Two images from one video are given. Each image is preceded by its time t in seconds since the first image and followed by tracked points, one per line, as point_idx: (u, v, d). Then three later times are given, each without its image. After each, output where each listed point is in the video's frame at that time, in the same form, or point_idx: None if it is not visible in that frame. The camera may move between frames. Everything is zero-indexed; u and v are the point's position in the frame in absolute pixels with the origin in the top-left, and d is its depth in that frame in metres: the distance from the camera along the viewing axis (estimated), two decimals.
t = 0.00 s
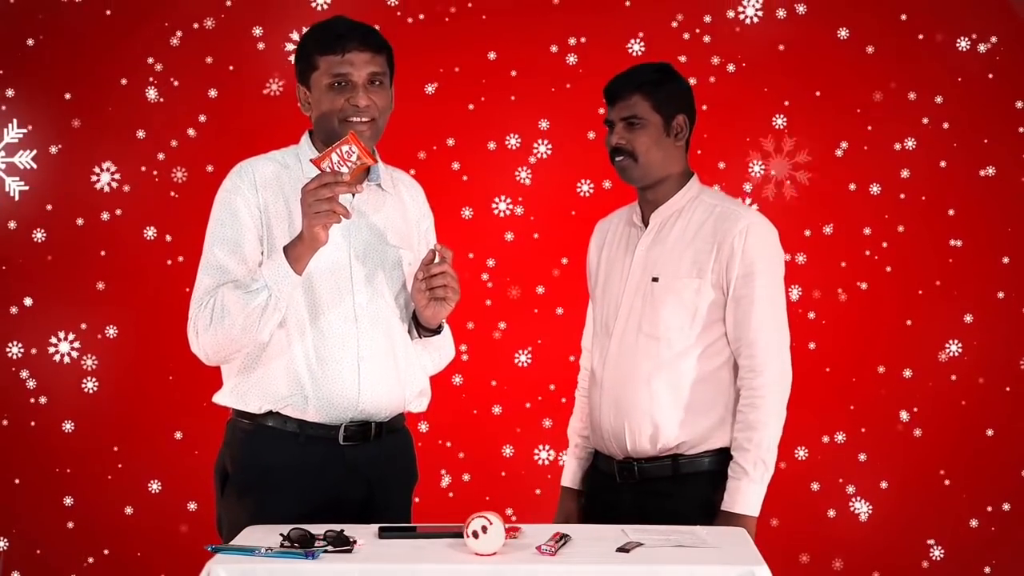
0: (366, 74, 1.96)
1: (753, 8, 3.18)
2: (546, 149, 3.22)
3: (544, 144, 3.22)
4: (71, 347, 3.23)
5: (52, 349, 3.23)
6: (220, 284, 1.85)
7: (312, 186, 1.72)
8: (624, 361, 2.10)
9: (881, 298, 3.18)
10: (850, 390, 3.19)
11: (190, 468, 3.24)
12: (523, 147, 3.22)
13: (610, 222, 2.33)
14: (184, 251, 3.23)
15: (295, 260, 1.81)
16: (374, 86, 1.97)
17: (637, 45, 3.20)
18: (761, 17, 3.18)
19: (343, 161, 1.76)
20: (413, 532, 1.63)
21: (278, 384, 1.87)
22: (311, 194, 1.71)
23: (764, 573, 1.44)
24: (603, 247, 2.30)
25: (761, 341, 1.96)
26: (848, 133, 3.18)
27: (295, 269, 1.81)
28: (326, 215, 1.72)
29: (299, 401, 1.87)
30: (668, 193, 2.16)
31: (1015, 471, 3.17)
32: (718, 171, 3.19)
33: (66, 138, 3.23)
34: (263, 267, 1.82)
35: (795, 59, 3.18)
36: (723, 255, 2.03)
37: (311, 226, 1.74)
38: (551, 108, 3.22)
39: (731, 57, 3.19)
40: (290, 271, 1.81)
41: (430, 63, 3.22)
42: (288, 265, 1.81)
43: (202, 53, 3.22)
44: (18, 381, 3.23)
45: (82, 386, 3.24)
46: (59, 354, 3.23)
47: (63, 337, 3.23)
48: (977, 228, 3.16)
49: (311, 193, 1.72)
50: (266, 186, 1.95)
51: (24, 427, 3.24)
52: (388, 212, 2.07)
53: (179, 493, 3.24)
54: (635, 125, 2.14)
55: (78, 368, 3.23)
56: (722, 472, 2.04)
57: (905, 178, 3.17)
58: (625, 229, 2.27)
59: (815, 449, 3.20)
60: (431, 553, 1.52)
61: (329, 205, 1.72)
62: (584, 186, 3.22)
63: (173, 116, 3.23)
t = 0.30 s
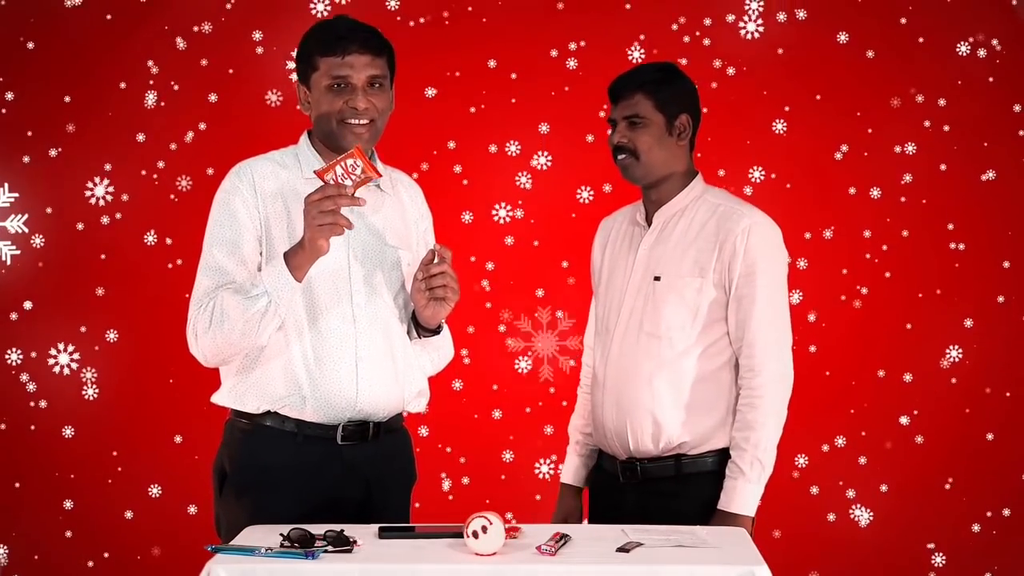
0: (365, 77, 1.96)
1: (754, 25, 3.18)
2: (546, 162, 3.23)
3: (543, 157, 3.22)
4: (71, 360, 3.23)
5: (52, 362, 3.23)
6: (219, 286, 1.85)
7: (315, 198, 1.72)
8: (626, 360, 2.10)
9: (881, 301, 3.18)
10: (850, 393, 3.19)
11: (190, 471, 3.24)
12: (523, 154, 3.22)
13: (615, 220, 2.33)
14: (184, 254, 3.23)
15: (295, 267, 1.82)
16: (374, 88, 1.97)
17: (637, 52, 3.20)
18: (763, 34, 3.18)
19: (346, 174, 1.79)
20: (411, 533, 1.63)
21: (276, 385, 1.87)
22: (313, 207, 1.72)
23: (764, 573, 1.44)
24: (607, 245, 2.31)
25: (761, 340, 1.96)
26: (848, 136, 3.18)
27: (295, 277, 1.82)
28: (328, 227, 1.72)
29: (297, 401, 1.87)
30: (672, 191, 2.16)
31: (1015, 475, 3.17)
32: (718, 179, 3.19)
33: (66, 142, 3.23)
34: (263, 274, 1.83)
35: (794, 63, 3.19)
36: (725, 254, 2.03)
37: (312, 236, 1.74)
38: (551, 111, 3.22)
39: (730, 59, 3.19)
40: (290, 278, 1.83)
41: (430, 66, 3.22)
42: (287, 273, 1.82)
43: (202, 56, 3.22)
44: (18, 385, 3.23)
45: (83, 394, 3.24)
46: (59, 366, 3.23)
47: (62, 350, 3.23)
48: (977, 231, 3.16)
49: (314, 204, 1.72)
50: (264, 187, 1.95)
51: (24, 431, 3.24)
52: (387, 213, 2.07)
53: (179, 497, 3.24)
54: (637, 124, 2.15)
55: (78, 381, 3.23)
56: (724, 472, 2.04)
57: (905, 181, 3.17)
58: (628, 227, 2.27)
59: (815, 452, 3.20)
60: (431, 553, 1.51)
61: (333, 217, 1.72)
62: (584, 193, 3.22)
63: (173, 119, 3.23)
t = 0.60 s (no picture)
0: (363, 77, 1.96)
1: (755, 43, 3.19)
2: (546, 176, 3.23)
3: (544, 171, 3.23)
4: (70, 374, 3.23)
5: (52, 376, 3.23)
6: (218, 291, 1.85)
7: (323, 214, 1.74)
8: (633, 360, 2.10)
9: (881, 306, 3.18)
10: (851, 397, 3.19)
11: (190, 476, 3.24)
12: (523, 163, 3.23)
13: (624, 218, 2.33)
14: (184, 258, 3.23)
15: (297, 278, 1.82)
16: (371, 88, 1.97)
17: (637, 61, 3.21)
18: (763, 54, 3.19)
19: (355, 192, 1.86)
20: (409, 532, 1.63)
21: (274, 385, 1.87)
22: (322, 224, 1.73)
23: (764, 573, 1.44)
24: (616, 244, 2.31)
25: (769, 343, 1.95)
26: (848, 140, 3.19)
27: (297, 289, 1.83)
28: (335, 244, 1.75)
29: (296, 402, 1.87)
30: (682, 192, 2.16)
31: (1015, 479, 3.17)
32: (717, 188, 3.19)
33: (66, 146, 3.23)
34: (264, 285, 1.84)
35: (794, 67, 3.19)
36: (732, 256, 2.03)
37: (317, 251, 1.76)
38: (551, 116, 3.22)
39: (729, 63, 3.19)
40: (293, 290, 1.83)
41: (430, 71, 3.23)
42: (292, 285, 1.83)
43: (202, 60, 3.23)
44: (18, 390, 3.23)
45: (82, 401, 3.24)
46: (58, 381, 3.23)
47: (62, 363, 3.23)
48: (977, 236, 3.17)
49: (322, 221, 1.74)
50: (262, 187, 1.94)
51: (24, 435, 3.24)
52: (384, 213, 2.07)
53: (179, 501, 3.24)
54: (645, 124, 2.14)
55: (77, 395, 3.23)
56: (730, 472, 2.04)
57: (904, 184, 3.18)
58: (637, 226, 2.27)
59: (816, 456, 3.20)
60: (430, 553, 1.51)
61: (340, 234, 1.74)
62: (584, 202, 3.23)
63: (173, 124, 3.23)
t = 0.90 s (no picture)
0: (369, 88, 1.95)
1: (756, 59, 3.19)
2: (546, 188, 3.23)
3: (544, 183, 3.23)
4: (69, 386, 3.23)
5: (51, 389, 3.23)
6: (215, 297, 1.86)
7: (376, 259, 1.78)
8: (640, 364, 2.10)
9: (880, 309, 3.18)
10: (852, 400, 3.19)
11: (190, 479, 3.24)
12: (522, 172, 3.23)
13: (633, 219, 2.33)
14: (184, 261, 3.23)
15: (320, 313, 1.83)
16: (375, 99, 1.97)
17: (637, 69, 3.21)
18: (762, 71, 3.19)
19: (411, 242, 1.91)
20: (408, 532, 1.63)
21: (274, 384, 1.86)
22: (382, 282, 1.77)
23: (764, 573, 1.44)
24: (625, 245, 2.31)
25: (774, 347, 1.95)
26: (847, 143, 3.19)
27: (315, 323, 1.83)
28: (379, 295, 1.78)
29: (296, 401, 1.87)
30: (689, 193, 2.16)
31: (1015, 483, 3.17)
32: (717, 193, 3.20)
33: (67, 149, 3.24)
34: (281, 313, 1.82)
35: (794, 72, 3.19)
36: (738, 259, 2.02)
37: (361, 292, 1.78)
38: (552, 119, 3.23)
39: (729, 65, 3.19)
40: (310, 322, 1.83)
41: (430, 75, 3.23)
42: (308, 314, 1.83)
43: (203, 63, 3.23)
44: (18, 392, 3.23)
45: (82, 408, 3.24)
46: (57, 394, 3.23)
47: (61, 376, 3.23)
48: (977, 239, 3.17)
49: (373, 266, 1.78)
50: (256, 187, 1.94)
51: (24, 439, 3.23)
52: (378, 210, 2.07)
53: (181, 505, 3.24)
54: (651, 127, 2.15)
55: (76, 409, 3.23)
56: (739, 473, 2.04)
57: (904, 187, 3.18)
58: (646, 228, 2.27)
59: (816, 459, 3.20)
60: (430, 553, 1.51)
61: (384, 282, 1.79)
62: (584, 208, 3.23)
63: (173, 127, 3.23)
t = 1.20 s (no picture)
0: (365, 89, 1.95)
1: (757, 78, 3.19)
2: (545, 204, 3.23)
3: (544, 199, 3.23)
4: (69, 400, 3.23)
5: (50, 402, 3.23)
6: (215, 300, 1.86)
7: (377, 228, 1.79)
8: (645, 365, 2.11)
9: (881, 314, 3.18)
10: (852, 403, 3.19)
11: (190, 484, 3.24)
12: (522, 180, 3.23)
13: (641, 220, 2.34)
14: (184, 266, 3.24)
15: (323, 296, 1.82)
16: (370, 100, 1.97)
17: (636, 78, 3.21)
18: (764, 89, 3.19)
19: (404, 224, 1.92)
20: (408, 532, 1.63)
21: (274, 386, 1.86)
22: (374, 251, 1.77)
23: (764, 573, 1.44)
24: (633, 246, 2.32)
25: (779, 349, 1.95)
26: (848, 147, 3.19)
27: (319, 305, 1.82)
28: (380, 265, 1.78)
29: (296, 402, 1.86)
30: (695, 194, 2.16)
31: (1015, 488, 3.17)
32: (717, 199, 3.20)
33: (67, 154, 3.24)
34: (285, 303, 1.81)
35: (794, 76, 3.19)
36: (743, 260, 2.02)
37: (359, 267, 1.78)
38: (552, 124, 3.23)
39: (729, 68, 3.19)
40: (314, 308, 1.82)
41: (430, 80, 3.23)
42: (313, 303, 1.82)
43: (203, 67, 3.23)
44: (18, 397, 3.23)
45: (82, 418, 3.24)
46: (57, 407, 3.23)
47: (60, 390, 3.23)
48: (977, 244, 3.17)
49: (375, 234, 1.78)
50: (251, 191, 1.95)
51: (24, 443, 3.23)
52: (370, 209, 2.08)
53: (181, 509, 3.24)
54: (655, 128, 2.14)
55: (75, 423, 3.24)
56: (743, 473, 2.04)
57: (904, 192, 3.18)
58: (653, 229, 2.28)
59: (817, 463, 3.20)
60: (430, 553, 1.51)
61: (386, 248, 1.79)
62: (584, 216, 3.23)
63: (172, 132, 3.23)
